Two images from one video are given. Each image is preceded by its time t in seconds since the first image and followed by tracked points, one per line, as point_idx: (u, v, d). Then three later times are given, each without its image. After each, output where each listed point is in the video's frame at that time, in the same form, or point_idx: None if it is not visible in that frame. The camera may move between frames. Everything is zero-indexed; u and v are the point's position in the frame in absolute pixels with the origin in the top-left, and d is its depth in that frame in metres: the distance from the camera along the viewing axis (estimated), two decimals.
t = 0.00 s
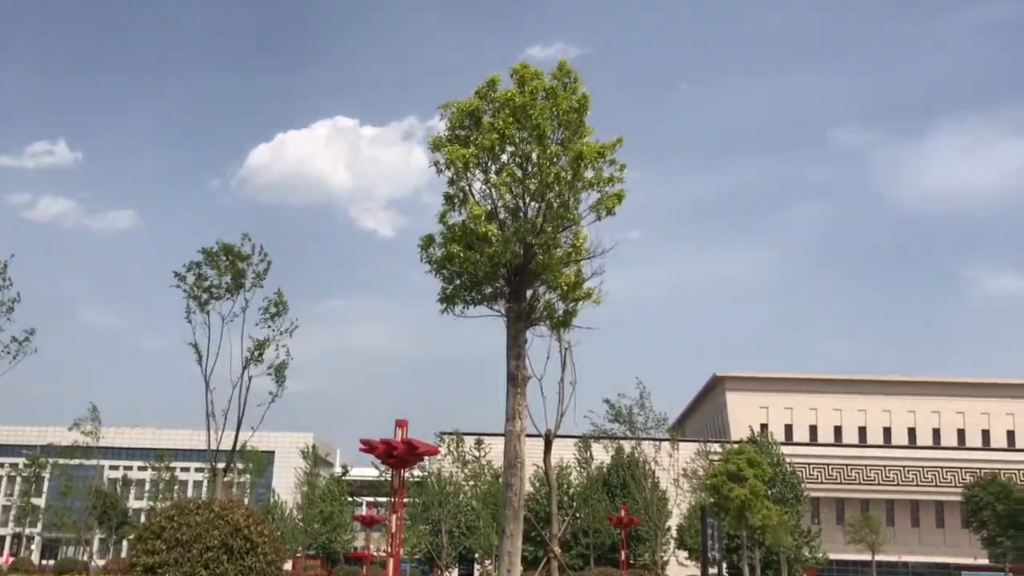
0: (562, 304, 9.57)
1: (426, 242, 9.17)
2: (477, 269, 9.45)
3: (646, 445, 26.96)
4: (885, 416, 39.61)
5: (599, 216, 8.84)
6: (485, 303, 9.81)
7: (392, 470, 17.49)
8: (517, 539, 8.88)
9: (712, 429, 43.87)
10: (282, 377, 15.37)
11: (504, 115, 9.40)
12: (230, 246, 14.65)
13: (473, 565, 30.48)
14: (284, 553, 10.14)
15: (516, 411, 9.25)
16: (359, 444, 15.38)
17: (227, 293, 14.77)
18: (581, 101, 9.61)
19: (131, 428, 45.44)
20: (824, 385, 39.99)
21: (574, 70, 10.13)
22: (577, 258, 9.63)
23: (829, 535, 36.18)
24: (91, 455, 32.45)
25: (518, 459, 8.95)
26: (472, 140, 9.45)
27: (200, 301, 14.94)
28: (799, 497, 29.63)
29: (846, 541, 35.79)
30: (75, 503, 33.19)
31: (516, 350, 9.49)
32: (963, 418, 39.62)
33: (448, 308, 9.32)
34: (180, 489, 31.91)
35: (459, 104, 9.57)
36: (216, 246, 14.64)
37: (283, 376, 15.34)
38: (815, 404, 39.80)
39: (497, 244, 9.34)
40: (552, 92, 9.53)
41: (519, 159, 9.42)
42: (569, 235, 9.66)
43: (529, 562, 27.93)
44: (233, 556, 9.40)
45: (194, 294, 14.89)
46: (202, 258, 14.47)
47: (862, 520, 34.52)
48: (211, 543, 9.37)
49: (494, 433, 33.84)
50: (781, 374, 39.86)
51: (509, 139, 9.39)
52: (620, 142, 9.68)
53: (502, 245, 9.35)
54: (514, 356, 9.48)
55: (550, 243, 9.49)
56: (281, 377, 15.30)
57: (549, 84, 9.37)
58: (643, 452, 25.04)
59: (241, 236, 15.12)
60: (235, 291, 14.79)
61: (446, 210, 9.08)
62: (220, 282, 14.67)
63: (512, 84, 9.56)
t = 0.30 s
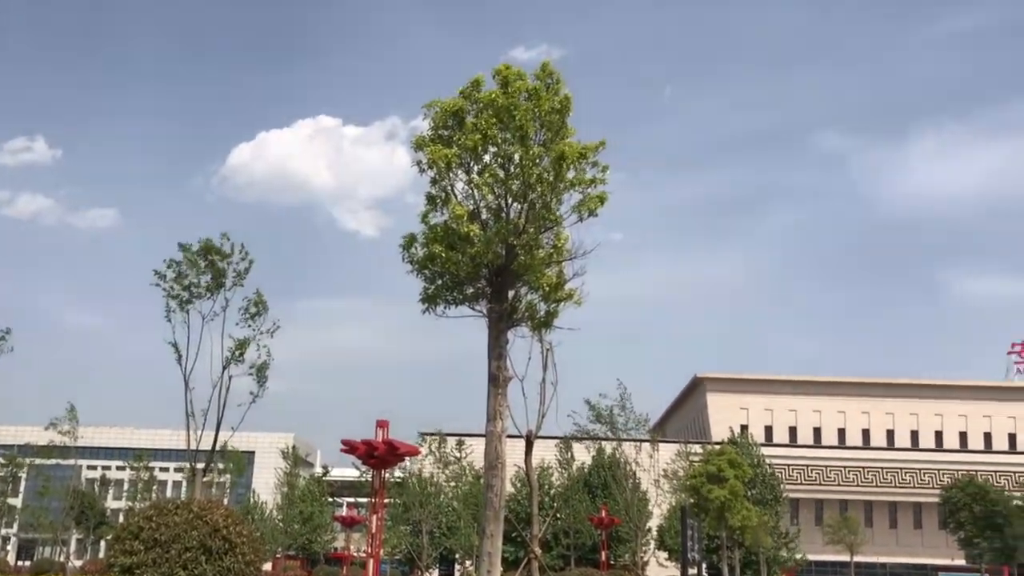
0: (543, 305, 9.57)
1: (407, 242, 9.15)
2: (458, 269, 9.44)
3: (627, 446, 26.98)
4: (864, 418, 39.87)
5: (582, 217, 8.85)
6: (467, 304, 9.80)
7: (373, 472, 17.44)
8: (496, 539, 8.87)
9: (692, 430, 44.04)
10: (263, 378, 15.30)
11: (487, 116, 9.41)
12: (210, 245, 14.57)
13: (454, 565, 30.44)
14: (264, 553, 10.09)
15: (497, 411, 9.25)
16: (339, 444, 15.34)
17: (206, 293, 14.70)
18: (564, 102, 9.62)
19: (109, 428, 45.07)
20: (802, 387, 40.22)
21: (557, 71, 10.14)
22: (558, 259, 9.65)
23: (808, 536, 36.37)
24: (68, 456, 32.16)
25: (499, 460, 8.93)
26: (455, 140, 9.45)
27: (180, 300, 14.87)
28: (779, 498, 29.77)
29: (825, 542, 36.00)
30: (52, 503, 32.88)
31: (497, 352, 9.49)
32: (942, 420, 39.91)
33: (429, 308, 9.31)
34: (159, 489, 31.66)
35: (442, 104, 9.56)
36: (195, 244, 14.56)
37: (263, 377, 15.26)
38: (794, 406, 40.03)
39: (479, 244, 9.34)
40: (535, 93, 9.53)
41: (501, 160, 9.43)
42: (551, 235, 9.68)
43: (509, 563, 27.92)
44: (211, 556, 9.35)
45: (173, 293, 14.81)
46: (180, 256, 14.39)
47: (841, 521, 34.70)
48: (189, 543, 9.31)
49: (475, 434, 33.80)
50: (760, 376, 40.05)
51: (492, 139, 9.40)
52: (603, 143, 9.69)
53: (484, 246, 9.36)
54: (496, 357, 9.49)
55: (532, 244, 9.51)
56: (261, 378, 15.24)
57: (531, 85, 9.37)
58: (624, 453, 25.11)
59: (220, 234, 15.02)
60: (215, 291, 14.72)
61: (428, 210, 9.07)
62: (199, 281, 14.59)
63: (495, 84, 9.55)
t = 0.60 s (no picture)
0: (526, 305, 9.58)
1: (390, 241, 9.14)
2: (441, 269, 9.44)
3: (608, 447, 27.01)
4: (844, 420, 40.13)
5: (565, 217, 8.86)
6: (449, 303, 9.80)
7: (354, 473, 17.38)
8: (477, 539, 8.87)
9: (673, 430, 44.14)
10: (244, 378, 15.21)
11: (470, 115, 9.41)
12: (190, 243, 14.49)
13: (435, 566, 30.39)
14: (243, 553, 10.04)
15: (479, 412, 9.25)
16: (321, 445, 15.28)
17: (187, 291, 14.62)
18: (547, 102, 9.62)
19: (88, 427, 44.69)
20: (784, 389, 40.41)
21: (540, 71, 10.15)
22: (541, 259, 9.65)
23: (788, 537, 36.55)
24: (46, 455, 31.88)
25: (481, 460, 8.92)
26: (438, 139, 9.45)
27: (160, 299, 14.79)
28: (758, 500, 29.89)
29: (804, 543, 36.18)
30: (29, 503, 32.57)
31: (479, 352, 9.49)
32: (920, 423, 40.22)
33: (412, 308, 9.30)
34: (137, 489, 31.41)
35: (426, 104, 9.55)
36: (176, 243, 14.48)
37: (244, 376, 15.18)
38: (775, 408, 40.22)
39: (461, 244, 9.34)
40: (518, 93, 9.53)
41: (485, 160, 9.44)
42: (535, 236, 9.67)
43: (490, 563, 27.92)
44: (190, 556, 9.29)
45: (153, 292, 14.73)
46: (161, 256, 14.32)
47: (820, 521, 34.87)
48: (168, 543, 9.26)
49: (457, 434, 33.74)
50: (741, 378, 40.19)
51: (475, 139, 9.40)
52: (586, 145, 9.71)
53: (466, 246, 9.36)
54: (478, 358, 9.49)
55: (514, 245, 9.52)
56: (242, 376, 15.15)
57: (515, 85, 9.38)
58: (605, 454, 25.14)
59: (202, 233, 14.94)
60: (196, 290, 14.64)
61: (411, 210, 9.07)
62: (180, 279, 14.52)
63: (479, 85, 9.55)
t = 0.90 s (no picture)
0: (507, 305, 9.59)
1: (372, 240, 9.12)
2: (423, 268, 9.43)
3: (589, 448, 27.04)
4: (823, 421, 40.39)
5: (548, 218, 8.88)
6: (431, 303, 9.80)
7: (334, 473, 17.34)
8: (457, 538, 8.87)
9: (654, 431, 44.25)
10: (224, 376, 15.15)
11: (454, 115, 9.42)
12: (169, 241, 14.41)
13: (415, 565, 30.33)
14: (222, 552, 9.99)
15: (460, 411, 9.25)
16: (301, 444, 15.22)
17: (166, 289, 14.54)
18: (532, 103, 9.63)
19: (66, 424, 44.32)
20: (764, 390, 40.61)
21: (525, 72, 10.16)
22: (524, 259, 9.65)
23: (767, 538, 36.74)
24: (23, 453, 31.59)
25: (461, 459, 8.93)
26: (421, 138, 9.45)
27: (139, 296, 14.70)
28: (737, 500, 30.01)
29: (783, 544, 36.38)
30: (6, 501, 32.27)
31: (461, 352, 9.50)
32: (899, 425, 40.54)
33: (393, 307, 9.29)
34: (115, 487, 31.17)
35: (409, 103, 9.55)
36: (155, 241, 14.40)
37: (224, 374, 15.12)
38: (755, 409, 40.40)
39: (444, 243, 9.34)
40: (502, 93, 9.55)
41: (468, 160, 9.45)
42: (518, 236, 9.68)
43: (470, 563, 27.90)
44: (168, 555, 9.24)
45: (132, 289, 14.64)
46: (139, 254, 14.24)
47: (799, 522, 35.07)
48: (146, 542, 9.21)
49: (438, 434, 33.70)
50: (721, 379, 40.35)
51: (459, 139, 9.42)
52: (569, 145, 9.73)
53: (449, 245, 9.36)
54: (459, 357, 9.49)
55: (497, 244, 9.52)
56: (222, 374, 15.09)
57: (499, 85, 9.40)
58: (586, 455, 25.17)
59: (181, 231, 14.87)
60: (175, 287, 14.56)
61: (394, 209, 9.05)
62: (159, 277, 14.43)
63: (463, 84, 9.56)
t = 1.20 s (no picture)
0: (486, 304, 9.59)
1: (350, 237, 9.09)
2: (402, 266, 9.41)
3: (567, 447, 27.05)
4: (800, 421, 40.65)
5: (526, 216, 8.88)
6: (410, 301, 9.79)
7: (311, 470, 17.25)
8: (434, 536, 8.87)
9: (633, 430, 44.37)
10: (199, 373, 15.06)
11: (433, 112, 9.39)
12: (146, 237, 14.29)
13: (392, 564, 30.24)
14: (198, 550, 9.92)
15: (438, 410, 9.24)
16: (278, 442, 15.14)
17: (142, 285, 14.41)
18: (511, 102, 9.62)
19: (41, 422, 43.91)
20: (742, 390, 40.80)
21: (505, 71, 10.14)
22: (503, 258, 9.64)
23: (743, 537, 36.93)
24: None
25: (439, 458, 8.91)
26: (401, 135, 9.42)
27: (117, 292, 14.59)
28: (714, 500, 30.14)
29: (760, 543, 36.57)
30: None
31: (440, 350, 9.49)
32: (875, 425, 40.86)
33: (371, 304, 9.27)
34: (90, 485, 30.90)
35: (389, 100, 9.52)
36: (132, 237, 14.29)
37: (200, 371, 15.01)
38: (733, 408, 40.58)
39: (423, 241, 9.32)
40: (482, 91, 9.54)
41: (448, 158, 9.44)
42: (497, 235, 9.68)
43: (447, 561, 27.87)
44: (143, 553, 9.16)
45: (108, 285, 14.52)
46: (116, 250, 14.14)
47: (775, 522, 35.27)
48: (120, 540, 9.13)
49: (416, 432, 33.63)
50: (699, 379, 40.48)
51: (438, 137, 9.39)
52: (548, 144, 9.73)
53: (428, 243, 9.33)
54: (438, 355, 9.48)
55: (476, 243, 9.51)
56: (198, 372, 14.98)
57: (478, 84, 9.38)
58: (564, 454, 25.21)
59: (160, 228, 14.78)
60: (153, 283, 14.45)
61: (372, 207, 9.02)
62: (136, 273, 14.32)
63: (443, 82, 9.53)
